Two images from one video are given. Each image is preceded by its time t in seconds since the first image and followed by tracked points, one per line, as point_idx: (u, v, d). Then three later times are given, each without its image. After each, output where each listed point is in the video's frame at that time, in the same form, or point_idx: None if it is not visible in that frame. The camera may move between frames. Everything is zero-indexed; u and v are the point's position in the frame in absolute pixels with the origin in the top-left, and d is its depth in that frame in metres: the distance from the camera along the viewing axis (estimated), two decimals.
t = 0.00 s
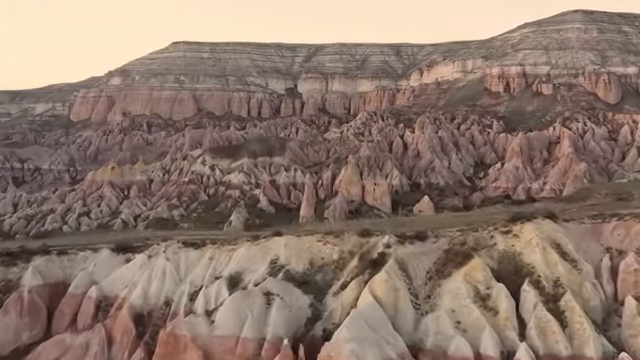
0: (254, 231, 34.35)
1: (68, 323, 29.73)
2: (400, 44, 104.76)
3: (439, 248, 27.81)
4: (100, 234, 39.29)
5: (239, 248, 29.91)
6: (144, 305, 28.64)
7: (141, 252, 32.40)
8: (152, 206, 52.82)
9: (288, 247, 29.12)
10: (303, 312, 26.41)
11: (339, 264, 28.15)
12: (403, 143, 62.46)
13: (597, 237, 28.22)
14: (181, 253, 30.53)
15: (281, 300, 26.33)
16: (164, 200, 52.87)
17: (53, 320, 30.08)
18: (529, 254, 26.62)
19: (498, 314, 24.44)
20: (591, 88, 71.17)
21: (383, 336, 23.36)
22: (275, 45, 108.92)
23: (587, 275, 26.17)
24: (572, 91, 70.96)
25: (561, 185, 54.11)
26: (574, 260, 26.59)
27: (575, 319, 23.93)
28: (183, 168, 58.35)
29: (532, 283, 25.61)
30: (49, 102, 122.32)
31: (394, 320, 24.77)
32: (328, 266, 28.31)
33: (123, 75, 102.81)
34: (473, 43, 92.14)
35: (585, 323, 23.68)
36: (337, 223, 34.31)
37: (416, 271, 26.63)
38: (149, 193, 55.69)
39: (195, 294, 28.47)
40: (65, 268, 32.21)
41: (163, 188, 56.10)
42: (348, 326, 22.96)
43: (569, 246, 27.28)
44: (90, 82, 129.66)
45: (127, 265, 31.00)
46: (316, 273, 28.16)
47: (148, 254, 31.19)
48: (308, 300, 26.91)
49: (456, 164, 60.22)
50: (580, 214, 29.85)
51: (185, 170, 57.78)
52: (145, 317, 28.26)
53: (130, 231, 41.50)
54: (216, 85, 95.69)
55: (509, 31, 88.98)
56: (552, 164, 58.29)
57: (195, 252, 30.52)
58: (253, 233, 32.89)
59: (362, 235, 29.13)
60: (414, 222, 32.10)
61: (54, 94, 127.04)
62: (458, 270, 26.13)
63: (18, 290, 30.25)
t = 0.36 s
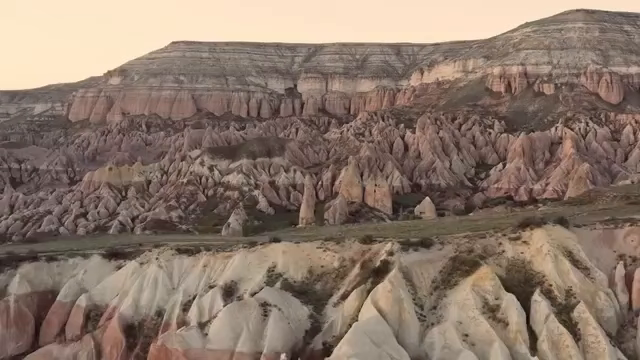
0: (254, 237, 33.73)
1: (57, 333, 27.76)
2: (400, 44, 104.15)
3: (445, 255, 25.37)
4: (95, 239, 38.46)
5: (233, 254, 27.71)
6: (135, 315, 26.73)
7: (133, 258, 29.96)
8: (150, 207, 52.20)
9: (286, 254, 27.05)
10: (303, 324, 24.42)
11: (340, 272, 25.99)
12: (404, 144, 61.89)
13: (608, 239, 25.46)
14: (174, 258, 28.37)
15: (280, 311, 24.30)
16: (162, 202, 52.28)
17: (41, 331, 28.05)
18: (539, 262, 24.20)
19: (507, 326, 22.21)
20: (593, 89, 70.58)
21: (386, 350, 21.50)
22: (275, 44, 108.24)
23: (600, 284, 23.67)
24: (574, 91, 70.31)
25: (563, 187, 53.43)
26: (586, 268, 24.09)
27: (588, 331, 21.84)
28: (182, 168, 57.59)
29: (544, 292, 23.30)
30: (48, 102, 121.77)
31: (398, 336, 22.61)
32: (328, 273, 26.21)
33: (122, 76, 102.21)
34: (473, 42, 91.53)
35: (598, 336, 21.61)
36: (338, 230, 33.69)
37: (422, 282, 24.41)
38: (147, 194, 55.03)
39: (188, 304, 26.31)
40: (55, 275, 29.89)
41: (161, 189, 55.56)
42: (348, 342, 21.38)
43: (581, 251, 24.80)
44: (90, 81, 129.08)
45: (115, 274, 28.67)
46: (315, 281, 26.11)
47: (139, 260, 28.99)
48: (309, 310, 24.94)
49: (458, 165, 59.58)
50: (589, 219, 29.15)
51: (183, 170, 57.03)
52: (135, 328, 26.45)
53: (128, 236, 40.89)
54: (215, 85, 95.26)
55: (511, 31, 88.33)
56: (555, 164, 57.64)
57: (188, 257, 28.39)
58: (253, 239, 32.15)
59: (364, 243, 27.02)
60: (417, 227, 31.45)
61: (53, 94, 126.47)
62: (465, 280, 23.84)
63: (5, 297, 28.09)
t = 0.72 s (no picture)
0: (252, 244, 33.07)
1: (44, 343, 29.61)
2: (400, 44, 103.40)
3: (450, 264, 27.83)
4: (92, 244, 38.00)
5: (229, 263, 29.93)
6: (126, 325, 28.63)
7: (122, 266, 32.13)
8: (148, 209, 51.60)
9: (284, 263, 29.16)
10: (301, 336, 26.21)
11: (342, 281, 28.08)
12: (404, 144, 61.29)
13: (621, 246, 28.74)
14: (167, 267, 30.53)
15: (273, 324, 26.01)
16: (160, 203, 51.63)
17: (28, 338, 30.00)
18: (552, 272, 26.72)
19: (519, 339, 24.34)
20: (595, 88, 70.06)
21: None
22: (274, 44, 107.52)
23: (613, 293, 26.24)
24: (576, 91, 69.76)
25: (565, 187, 52.86)
26: (600, 277, 26.75)
27: (602, 343, 24.04)
28: (180, 169, 56.94)
29: (557, 303, 25.71)
30: (47, 102, 121.00)
31: (403, 350, 24.62)
32: (328, 282, 28.26)
33: (121, 76, 101.59)
34: (474, 42, 90.88)
35: (614, 348, 23.78)
36: (337, 234, 33.07)
37: (426, 292, 26.64)
38: (145, 195, 54.38)
39: (180, 314, 28.28)
40: (42, 282, 32.06)
41: (159, 190, 54.86)
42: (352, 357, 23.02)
43: (593, 259, 27.59)
44: (89, 81, 128.26)
45: (106, 282, 30.76)
46: (315, 291, 28.14)
47: (131, 268, 31.07)
48: (305, 321, 26.81)
49: (459, 165, 58.98)
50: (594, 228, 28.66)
51: (181, 171, 56.38)
52: (126, 340, 28.32)
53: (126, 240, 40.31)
54: (215, 85, 94.66)
55: (512, 30, 87.69)
56: (557, 165, 56.99)
57: (181, 266, 30.52)
58: (251, 248, 31.39)
59: (363, 250, 29.25)
60: (419, 234, 30.87)
61: (52, 94, 125.69)
62: (473, 290, 26.13)
63: None
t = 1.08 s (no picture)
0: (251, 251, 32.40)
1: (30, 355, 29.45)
2: (400, 43, 102.75)
3: (458, 273, 27.30)
4: (89, 250, 37.36)
5: (223, 272, 29.65)
6: (114, 338, 28.46)
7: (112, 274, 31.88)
8: (146, 210, 51.01)
9: (281, 271, 28.74)
10: (299, 350, 25.60)
11: (342, 291, 27.54)
12: (405, 145, 60.64)
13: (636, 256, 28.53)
14: (157, 276, 30.25)
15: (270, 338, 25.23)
16: (158, 204, 51.05)
17: (14, 349, 29.85)
18: (565, 281, 26.46)
19: (531, 353, 23.96)
20: (596, 89, 69.52)
21: None
22: (274, 43, 106.83)
23: (628, 305, 25.96)
24: (578, 91, 69.18)
25: (568, 188, 52.28)
26: (615, 287, 26.50)
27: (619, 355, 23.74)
28: (178, 170, 56.33)
29: (570, 316, 25.45)
30: (46, 102, 120.33)
31: None
32: (328, 292, 27.75)
33: (120, 76, 100.93)
34: (475, 42, 90.26)
35: None
36: (337, 241, 32.44)
37: (433, 302, 26.30)
38: (143, 196, 53.77)
39: (172, 326, 28.09)
40: (29, 292, 31.91)
41: (157, 191, 54.23)
42: None
43: (608, 268, 27.36)
44: (88, 81, 127.64)
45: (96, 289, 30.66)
46: (314, 302, 27.67)
47: (120, 276, 30.78)
48: (305, 335, 26.32)
49: (460, 166, 58.40)
50: (606, 233, 29.80)
51: (179, 172, 55.77)
52: (115, 352, 28.17)
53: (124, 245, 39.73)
54: (214, 85, 94.04)
55: (513, 30, 87.07)
56: (559, 165, 56.37)
57: (173, 275, 30.29)
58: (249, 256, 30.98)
59: (366, 257, 28.58)
60: (422, 242, 30.32)
61: (51, 94, 125.05)
62: (482, 301, 25.84)
63: None
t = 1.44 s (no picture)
0: (249, 257, 31.76)
1: None
2: (400, 43, 102.15)
3: (466, 283, 25.37)
4: (85, 255, 36.71)
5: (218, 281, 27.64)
6: (101, 350, 26.66)
7: (103, 282, 29.85)
8: (143, 212, 50.43)
9: (279, 280, 26.83)
10: None
11: (342, 303, 25.64)
12: (405, 145, 60.00)
13: None
14: (149, 285, 28.28)
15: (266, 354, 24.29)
16: (156, 206, 50.46)
17: None
18: (579, 292, 24.60)
19: None
20: (598, 89, 68.93)
21: None
22: (274, 43, 106.23)
23: None
24: (579, 91, 68.61)
25: (570, 190, 51.67)
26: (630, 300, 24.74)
27: None
28: (176, 171, 55.76)
29: (586, 329, 23.60)
30: (45, 102, 119.77)
31: None
32: (328, 304, 25.85)
33: (118, 76, 100.32)
34: (475, 42, 89.66)
35: None
36: (337, 247, 31.79)
37: (439, 314, 24.47)
38: (140, 197, 53.13)
39: (163, 339, 26.39)
40: (14, 301, 30.33)
41: (155, 192, 53.59)
42: None
43: (622, 279, 25.62)
44: (88, 81, 127.12)
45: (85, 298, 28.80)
46: (313, 314, 25.77)
47: (110, 285, 28.85)
48: (303, 349, 24.74)
49: (461, 167, 57.82)
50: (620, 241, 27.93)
51: (178, 173, 55.18)
52: None
53: (121, 249, 39.11)
54: (213, 85, 93.41)
55: (513, 30, 86.48)
56: (561, 166, 55.74)
57: (165, 284, 28.27)
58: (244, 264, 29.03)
59: (369, 266, 26.60)
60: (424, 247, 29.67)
61: (50, 94, 124.53)
62: (492, 314, 23.96)
63: None
